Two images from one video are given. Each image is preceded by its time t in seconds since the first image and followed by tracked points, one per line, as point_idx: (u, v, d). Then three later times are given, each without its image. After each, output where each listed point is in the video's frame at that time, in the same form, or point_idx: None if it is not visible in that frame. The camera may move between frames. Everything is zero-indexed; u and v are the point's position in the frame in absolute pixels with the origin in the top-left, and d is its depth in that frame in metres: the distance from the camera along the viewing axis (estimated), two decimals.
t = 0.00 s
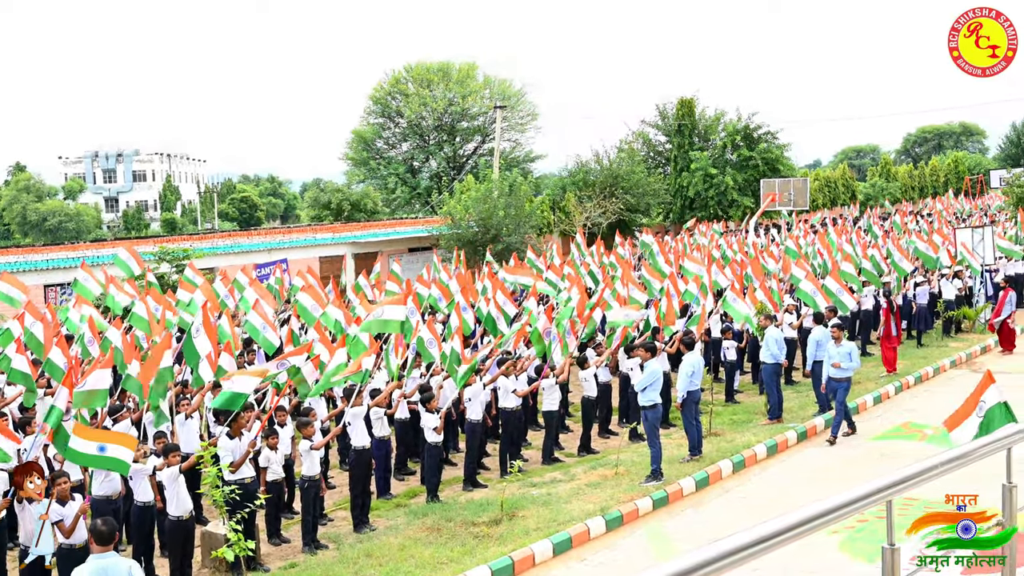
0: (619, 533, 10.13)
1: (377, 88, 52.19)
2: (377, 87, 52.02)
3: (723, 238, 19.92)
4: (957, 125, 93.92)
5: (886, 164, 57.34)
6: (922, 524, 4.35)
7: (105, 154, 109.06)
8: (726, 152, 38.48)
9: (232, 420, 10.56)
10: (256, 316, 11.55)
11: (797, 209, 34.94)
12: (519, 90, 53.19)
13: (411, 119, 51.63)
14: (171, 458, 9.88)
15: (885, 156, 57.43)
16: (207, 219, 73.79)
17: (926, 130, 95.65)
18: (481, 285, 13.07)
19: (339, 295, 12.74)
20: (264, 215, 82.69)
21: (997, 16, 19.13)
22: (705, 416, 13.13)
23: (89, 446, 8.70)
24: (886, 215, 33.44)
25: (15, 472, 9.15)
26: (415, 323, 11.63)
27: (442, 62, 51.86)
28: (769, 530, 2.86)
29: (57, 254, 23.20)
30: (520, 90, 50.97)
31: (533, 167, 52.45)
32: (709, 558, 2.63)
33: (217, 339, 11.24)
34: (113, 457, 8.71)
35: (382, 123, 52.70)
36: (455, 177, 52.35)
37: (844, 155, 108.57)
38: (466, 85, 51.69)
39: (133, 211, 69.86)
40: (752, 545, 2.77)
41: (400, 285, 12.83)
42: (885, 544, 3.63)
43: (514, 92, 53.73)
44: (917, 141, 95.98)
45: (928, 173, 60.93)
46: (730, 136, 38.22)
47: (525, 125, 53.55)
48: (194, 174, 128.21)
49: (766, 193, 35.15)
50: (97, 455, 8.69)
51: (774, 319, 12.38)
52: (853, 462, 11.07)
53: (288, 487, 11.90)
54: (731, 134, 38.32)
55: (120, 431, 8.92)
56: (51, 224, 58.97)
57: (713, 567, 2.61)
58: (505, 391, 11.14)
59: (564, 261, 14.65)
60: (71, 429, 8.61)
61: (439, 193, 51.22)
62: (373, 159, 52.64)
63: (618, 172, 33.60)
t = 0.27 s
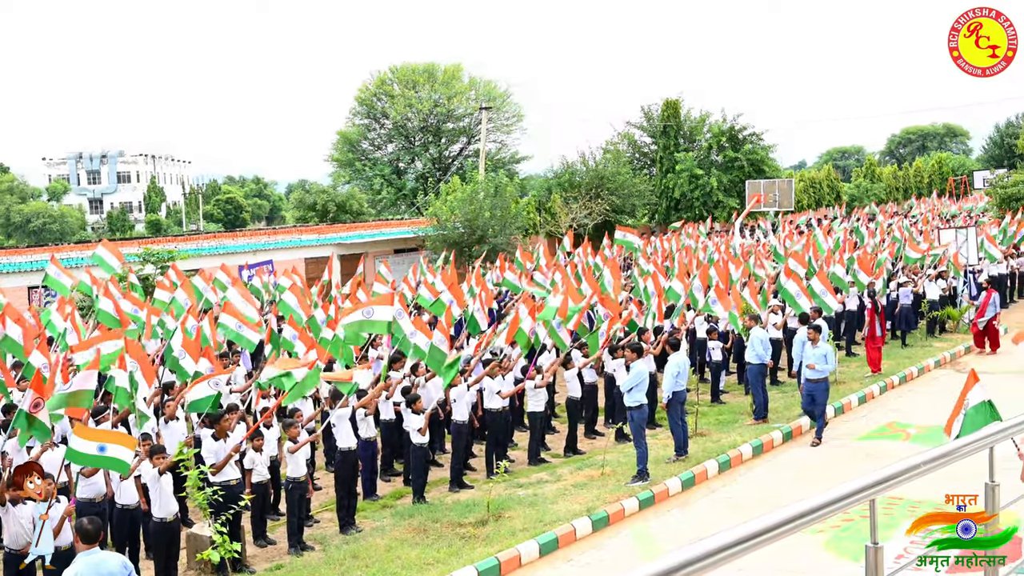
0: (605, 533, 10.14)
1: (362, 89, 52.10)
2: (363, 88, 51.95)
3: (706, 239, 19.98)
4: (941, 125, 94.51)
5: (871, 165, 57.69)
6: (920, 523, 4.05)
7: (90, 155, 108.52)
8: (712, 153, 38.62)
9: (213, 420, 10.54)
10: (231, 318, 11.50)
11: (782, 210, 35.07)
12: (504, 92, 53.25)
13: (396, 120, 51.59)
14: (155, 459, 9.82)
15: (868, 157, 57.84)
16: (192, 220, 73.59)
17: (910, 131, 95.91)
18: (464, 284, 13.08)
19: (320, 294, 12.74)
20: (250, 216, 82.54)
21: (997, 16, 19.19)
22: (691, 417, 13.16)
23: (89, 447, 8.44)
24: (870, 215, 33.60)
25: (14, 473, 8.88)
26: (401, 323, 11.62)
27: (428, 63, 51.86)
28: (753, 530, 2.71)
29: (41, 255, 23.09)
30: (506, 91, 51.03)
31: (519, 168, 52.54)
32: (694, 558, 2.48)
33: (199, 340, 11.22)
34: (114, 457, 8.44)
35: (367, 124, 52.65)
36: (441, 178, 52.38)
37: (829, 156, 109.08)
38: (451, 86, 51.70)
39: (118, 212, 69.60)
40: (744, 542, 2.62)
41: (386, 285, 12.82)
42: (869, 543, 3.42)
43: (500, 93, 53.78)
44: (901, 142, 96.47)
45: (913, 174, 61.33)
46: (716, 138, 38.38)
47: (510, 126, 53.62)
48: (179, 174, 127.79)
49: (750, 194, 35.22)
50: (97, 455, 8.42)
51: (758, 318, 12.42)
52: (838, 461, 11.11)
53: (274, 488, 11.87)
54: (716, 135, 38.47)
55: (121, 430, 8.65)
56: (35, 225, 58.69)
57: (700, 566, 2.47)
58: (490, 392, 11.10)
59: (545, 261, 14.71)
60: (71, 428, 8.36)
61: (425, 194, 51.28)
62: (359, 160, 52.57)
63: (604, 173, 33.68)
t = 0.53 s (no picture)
0: (595, 532, 10.15)
1: (352, 87, 52.07)
2: (353, 87, 51.92)
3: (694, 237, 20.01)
4: (929, 124, 94.90)
5: (860, 164, 57.98)
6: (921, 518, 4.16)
7: (79, 153, 108.10)
8: (702, 151, 38.71)
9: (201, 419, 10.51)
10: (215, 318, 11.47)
11: (772, 208, 35.15)
12: (494, 90, 53.26)
13: (386, 119, 51.55)
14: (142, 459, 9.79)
15: (858, 157, 58.14)
16: (182, 219, 73.45)
17: (898, 130, 96.14)
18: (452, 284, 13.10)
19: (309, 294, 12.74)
20: (239, 215, 82.40)
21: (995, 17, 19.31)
22: (681, 415, 13.18)
23: (89, 446, 8.20)
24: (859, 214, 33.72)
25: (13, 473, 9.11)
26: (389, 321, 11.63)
27: (418, 62, 51.83)
28: (735, 528, 2.74)
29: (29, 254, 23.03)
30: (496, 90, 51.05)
31: (509, 167, 52.59)
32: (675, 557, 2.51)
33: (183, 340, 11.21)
34: (114, 457, 8.22)
35: (357, 122, 52.63)
36: (431, 177, 52.41)
37: (819, 154, 109.43)
38: (441, 85, 51.69)
39: (106, 211, 69.38)
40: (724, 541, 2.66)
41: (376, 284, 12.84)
42: (856, 541, 3.56)
43: (490, 92, 53.78)
44: (890, 140, 96.74)
45: (902, 172, 61.60)
46: (706, 136, 38.48)
47: (500, 125, 53.66)
48: (168, 173, 127.43)
49: (740, 192, 35.29)
50: (97, 455, 8.19)
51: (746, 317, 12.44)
52: (827, 459, 11.14)
53: (263, 488, 11.86)
54: (707, 133, 38.57)
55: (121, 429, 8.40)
56: (23, 224, 58.51)
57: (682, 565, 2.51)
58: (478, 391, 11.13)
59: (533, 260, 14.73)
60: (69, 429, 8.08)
61: (415, 193, 51.35)
62: (349, 158, 52.54)
63: (594, 172, 33.73)
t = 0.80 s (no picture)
0: (581, 530, 10.16)
1: (338, 86, 51.98)
2: (339, 85, 51.83)
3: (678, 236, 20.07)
4: (913, 123, 95.38)
5: (845, 162, 58.32)
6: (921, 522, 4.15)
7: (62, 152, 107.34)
8: (688, 150, 38.80)
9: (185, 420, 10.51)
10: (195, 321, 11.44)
11: (758, 207, 35.26)
12: (481, 89, 53.23)
13: (372, 118, 51.50)
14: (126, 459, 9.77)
15: (843, 155, 58.47)
16: (168, 218, 73.28)
17: (883, 129, 96.68)
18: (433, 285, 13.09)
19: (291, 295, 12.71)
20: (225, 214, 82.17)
21: (995, 18, 19.26)
22: (667, 413, 13.21)
23: (89, 446, 8.17)
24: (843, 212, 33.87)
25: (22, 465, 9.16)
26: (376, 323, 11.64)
27: (403, 60, 51.78)
28: (722, 525, 2.73)
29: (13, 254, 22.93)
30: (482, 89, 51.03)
31: (496, 165, 52.63)
32: (663, 553, 2.49)
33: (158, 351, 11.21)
34: (114, 457, 8.15)
35: (344, 121, 52.57)
36: (417, 175, 52.43)
37: (804, 153, 109.89)
38: (427, 83, 51.66)
39: (90, 210, 69.04)
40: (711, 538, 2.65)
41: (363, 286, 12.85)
42: (841, 538, 3.57)
43: (477, 90, 53.74)
44: (874, 139, 97.16)
45: (887, 170, 61.94)
46: (692, 135, 38.60)
47: (486, 124, 53.67)
48: (153, 172, 126.96)
49: (726, 191, 35.40)
50: (97, 455, 8.15)
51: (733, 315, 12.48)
52: (812, 456, 11.18)
53: (249, 487, 11.85)
54: (692, 132, 38.69)
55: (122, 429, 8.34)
56: (6, 223, 58.21)
57: (663, 562, 2.47)
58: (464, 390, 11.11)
59: (517, 262, 14.76)
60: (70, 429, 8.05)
61: (402, 192, 51.37)
62: (335, 157, 52.45)
63: (580, 170, 33.75)
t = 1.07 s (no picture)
0: (570, 531, 10.16)
1: (327, 87, 51.94)
2: (328, 86, 51.79)
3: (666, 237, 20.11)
4: (901, 124, 95.78)
5: (834, 163, 58.56)
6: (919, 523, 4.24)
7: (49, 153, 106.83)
8: (677, 151, 38.91)
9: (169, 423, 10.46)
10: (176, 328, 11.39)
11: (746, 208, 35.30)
12: (470, 90, 53.24)
13: (361, 119, 51.46)
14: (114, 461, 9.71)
15: (831, 156, 58.69)
16: (156, 219, 73.02)
17: (871, 130, 97.11)
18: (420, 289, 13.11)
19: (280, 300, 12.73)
20: (213, 215, 81.92)
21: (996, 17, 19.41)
22: (656, 414, 13.22)
23: (90, 446, 8.55)
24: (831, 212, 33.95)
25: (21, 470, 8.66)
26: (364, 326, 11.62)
27: (392, 61, 51.75)
28: (707, 526, 2.78)
29: None
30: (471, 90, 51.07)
31: (485, 166, 52.65)
32: (649, 555, 2.55)
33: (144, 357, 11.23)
34: (113, 456, 8.53)
35: (332, 122, 52.53)
36: (406, 176, 52.39)
37: (792, 154, 110.30)
38: (416, 84, 51.67)
39: (78, 211, 68.81)
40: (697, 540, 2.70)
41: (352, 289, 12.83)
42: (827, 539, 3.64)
43: (466, 91, 53.73)
44: (862, 140, 97.54)
45: (875, 171, 62.18)
46: (680, 136, 38.66)
47: (475, 124, 53.68)
48: (141, 173, 126.49)
49: (715, 192, 35.44)
50: (97, 455, 8.52)
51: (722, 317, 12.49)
52: (801, 457, 11.21)
53: (238, 489, 11.82)
54: (681, 133, 38.76)
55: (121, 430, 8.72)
56: None
57: (653, 565, 2.55)
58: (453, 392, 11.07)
59: (505, 265, 14.75)
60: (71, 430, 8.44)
61: (391, 192, 51.36)
62: (323, 158, 52.39)
63: (569, 171, 33.76)
